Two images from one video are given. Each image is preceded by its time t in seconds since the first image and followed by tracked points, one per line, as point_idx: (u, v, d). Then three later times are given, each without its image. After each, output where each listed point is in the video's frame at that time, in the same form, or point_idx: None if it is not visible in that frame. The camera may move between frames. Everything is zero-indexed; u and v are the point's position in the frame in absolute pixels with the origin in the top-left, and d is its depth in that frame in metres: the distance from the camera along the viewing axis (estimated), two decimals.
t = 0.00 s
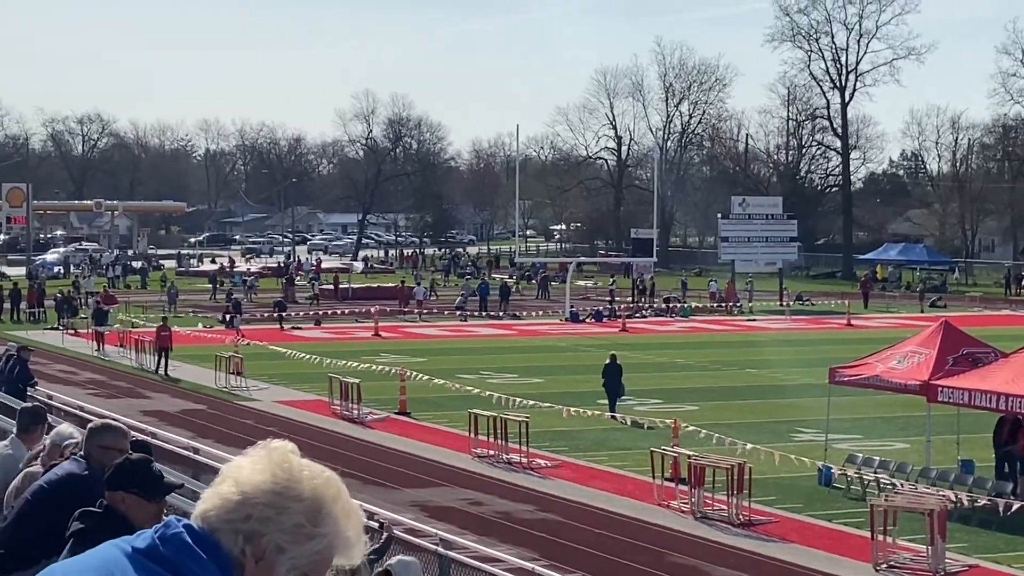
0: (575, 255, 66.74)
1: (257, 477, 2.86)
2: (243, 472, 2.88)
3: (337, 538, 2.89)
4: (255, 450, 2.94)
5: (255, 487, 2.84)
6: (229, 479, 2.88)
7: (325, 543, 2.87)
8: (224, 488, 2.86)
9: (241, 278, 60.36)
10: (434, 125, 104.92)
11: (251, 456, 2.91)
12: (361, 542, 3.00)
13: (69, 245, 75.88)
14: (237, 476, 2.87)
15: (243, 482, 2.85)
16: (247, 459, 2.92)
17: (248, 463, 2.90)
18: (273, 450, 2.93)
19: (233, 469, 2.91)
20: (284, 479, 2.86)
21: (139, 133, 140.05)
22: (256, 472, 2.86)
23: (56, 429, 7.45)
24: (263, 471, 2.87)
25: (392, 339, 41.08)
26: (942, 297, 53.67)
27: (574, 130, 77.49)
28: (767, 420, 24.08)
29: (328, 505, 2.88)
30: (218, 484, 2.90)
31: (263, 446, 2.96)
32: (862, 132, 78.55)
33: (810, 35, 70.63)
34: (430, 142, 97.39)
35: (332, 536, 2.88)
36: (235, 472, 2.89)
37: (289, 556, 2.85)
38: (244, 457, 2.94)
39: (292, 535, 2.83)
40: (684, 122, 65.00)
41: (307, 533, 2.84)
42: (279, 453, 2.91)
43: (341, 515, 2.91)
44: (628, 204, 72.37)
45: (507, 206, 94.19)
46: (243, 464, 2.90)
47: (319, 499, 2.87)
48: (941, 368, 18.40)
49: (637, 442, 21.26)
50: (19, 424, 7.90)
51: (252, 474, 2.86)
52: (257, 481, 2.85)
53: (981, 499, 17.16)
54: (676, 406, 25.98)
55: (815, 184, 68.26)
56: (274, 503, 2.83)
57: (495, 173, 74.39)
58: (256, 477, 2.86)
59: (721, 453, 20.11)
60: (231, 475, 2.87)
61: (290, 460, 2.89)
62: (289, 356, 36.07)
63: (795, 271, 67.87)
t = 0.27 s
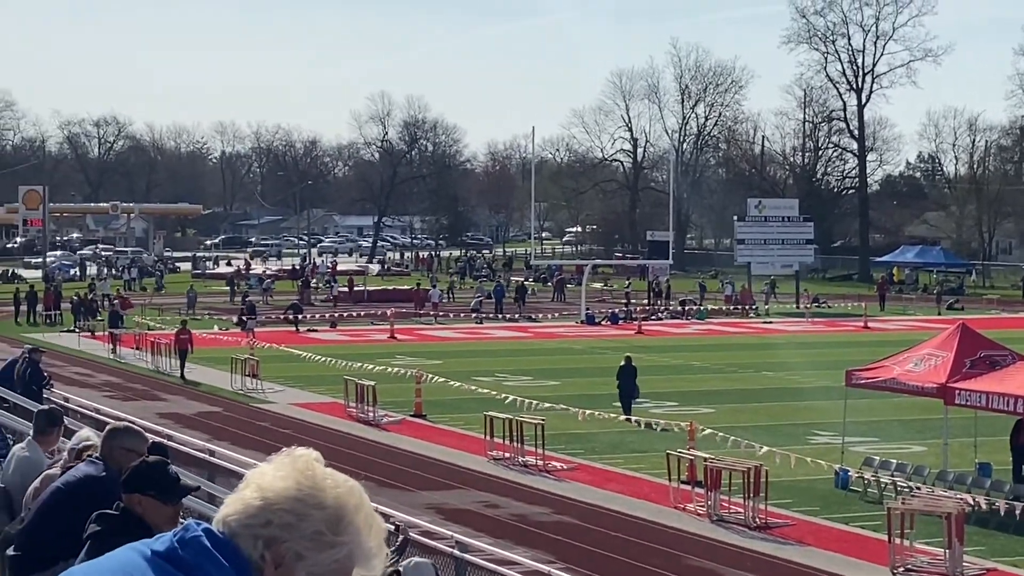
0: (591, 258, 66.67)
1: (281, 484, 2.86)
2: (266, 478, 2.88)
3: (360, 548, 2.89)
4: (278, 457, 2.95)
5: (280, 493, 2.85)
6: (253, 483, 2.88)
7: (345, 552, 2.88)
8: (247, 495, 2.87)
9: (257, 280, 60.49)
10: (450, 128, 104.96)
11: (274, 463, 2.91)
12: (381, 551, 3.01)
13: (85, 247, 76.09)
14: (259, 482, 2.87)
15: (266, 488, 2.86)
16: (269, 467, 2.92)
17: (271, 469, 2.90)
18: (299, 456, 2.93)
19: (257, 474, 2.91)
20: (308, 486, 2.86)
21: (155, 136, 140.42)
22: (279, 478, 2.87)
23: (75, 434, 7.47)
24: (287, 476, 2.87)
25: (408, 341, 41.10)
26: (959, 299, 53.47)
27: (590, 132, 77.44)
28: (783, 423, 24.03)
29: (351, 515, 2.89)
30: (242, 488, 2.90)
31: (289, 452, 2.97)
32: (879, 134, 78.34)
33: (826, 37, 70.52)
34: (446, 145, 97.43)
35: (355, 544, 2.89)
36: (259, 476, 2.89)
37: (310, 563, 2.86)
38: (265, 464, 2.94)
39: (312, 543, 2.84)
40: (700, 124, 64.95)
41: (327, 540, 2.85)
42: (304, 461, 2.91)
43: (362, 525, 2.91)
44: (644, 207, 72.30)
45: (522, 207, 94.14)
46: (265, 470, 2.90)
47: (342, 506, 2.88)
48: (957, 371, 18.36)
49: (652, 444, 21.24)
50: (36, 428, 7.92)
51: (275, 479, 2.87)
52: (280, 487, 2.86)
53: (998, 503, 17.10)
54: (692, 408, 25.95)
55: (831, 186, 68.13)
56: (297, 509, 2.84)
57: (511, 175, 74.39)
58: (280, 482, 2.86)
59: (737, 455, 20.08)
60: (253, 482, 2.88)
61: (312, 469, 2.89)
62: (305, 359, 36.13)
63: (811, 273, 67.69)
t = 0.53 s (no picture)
0: (605, 260, 66.68)
1: (302, 491, 2.81)
2: (287, 487, 2.83)
3: (381, 560, 2.84)
4: (300, 466, 2.90)
5: (301, 501, 2.80)
6: (273, 490, 2.83)
7: (366, 563, 2.81)
8: (267, 502, 2.82)
9: (272, 283, 60.65)
10: (464, 130, 105.06)
11: (295, 471, 2.86)
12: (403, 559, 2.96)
13: (101, 250, 76.39)
14: (279, 491, 2.82)
15: (286, 497, 2.81)
16: (292, 474, 2.87)
17: (292, 477, 2.85)
18: (320, 464, 2.88)
19: (277, 482, 2.86)
20: (329, 495, 2.81)
21: (171, 138, 140.92)
22: (299, 487, 2.82)
23: (92, 436, 7.48)
24: (308, 484, 2.82)
25: (423, 343, 41.15)
26: (976, 302, 53.32)
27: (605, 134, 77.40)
28: (798, 425, 23.98)
29: (372, 524, 2.84)
30: (262, 494, 2.86)
31: (311, 459, 2.92)
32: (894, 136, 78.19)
33: (842, 38, 70.44)
34: (461, 147, 97.51)
35: (375, 554, 2.82)
36: (280, 484, 2.83)
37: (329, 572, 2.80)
38: (288, 472, 2.90)
39: (330, 552, 2.79)
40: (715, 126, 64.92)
41: (346, 550, 2.79)
42: (325, 470, 2.86)
43: (385, 534, 2.86)
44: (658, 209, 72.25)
45: (537, 209, 94.20)
46: (286, 478, 2.84)
47: (363, 517, 2.83)
48: (974, 374, 18.29)
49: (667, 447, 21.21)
50: (52, 430, 7.97)
51: (296, 488, 2.82)
52: (301, 497, 2.81)
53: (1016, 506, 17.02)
54: (707, 411, 25.92)
55: (847, 188, 68.02)
56: (317, 518, 2.79)
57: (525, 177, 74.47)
58: (301, 491, 2.81)
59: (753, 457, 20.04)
60: (275, 489, 2.83)
61: (334, 478, 2.84)
62: (320, 361, 36.20)
63: (826, 275, 67.54)
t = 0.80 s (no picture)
0: (619, 262, 66.62)
1: (322, 497, 2.87)
2: (307, 491, 2.88)
3: (399, 565, 2.89)
4: (322, 471, 2.96)
5: (321, 507, 2.86)
6: (294, 495, 2.89)
7: (382, 568, 2.87)
8: (289, 506, 2.88)
9: (286, 285, 60.79)
10: (478, 133, 105.20)
11: (316, 476, 2.92)
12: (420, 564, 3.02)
13: (116, 252, 76.66)
14: (300, 495, 2.88)
15: (307, 501, 2.87)
16: (313, 479, 2.93)
17: (313, 482, 2.91)
18: (340, 472, 2.94)
19: (298, 486, 2.92)
20: (350, 502, 2.87)
21: (185, 140, 141.26)
22: (320, 492, 2.88)
23: (107, 438, 7.55)
24: (329, 489, 2.88)
25: (437, 346, 41.23)
26: (990, 303, 53.23)
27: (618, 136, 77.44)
28: (812, 428, 24.03)
29: (391, 531, 2.90)
30: (284, 499, 2.92)
31: (331, 466, 2.98)
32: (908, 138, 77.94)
33: (855, 40, 70.33)
34: (474, 149, 97.55)
35: (391, 560, 2.88)
36: (301, 490, 2.90)
37: None
38: (310, 476, 2.96)
39: (350, 559, 2.85)
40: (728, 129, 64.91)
41: (365, 556, 2.85)
42: (346, 475, 2.92)
43: (403, 539, 2.92)
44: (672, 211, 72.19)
45: (550, 212, 94.27)
46: (307, 482, 2.91)
47: (382, 523, 2.88)
48: (987, 375, 18.31)
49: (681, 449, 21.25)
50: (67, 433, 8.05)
51: (316, 492, 2.88)
52: (323, 501, 2.86)
53: None
54: (720, 413, 25.97)
55: (860, 190, 67.98)
56: (336, 524, 2.85)
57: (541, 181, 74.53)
58: (322, 497, 2.87)
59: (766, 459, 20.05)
60: (295, 494, 2.89)
61: (354, 484, 2.90)
62: (334, 363, 36.32)
63: (841, 277, 67.40)
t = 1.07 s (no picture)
0: (630, 263, 66.60)
1: (337, 502, 2.89)
2: (322, 495, 2.91)
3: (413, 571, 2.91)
4: (336, 474, 2.98)
5: (335, 511, 2.88)
6: (308, 499, 2.91)
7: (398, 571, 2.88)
8: (302, 510, 2.90)
9: (297, 286, 60.89)
10: (488, 134, 105.24)
11: (330, 479, 2.93)
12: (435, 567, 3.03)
13: (127, 254, 76.82)
14: (315, 499, 2.90)
15: (322, 506, 2.89)
16: (327, 482, 2.94)
17: (328, 487, 2.92)
18: (355, 475, 2.95)
19: (312, 490, 2.93)
20: (364, 506, 2.88)
21: (196, 142, 141.48)
22: (335, 496, 2.90)
23: (119, 440, 7.59)
24: (344, 492, 2.89)
25: (448, 347, 41.25)
26: (1002, 304, 53.12)
27: (629, 137, 77.37)
28: (823, 429, 24.03)
29: (406, 535, 2.92)
30: (298, 503, 2.93)
31: (345, 469, 2.99)
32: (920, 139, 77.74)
33: (866, 41, 70.23)
34: (486, 151, 97.57)
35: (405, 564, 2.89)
36: (315, 494, 2.91)
37: None
38: (325, 480, 2.98)
39: (363, 565, 2.86)
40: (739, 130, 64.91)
41: (379, 562, 2.87)
42: (361, 480, 2.93)
43: (417, 542, 2.93)
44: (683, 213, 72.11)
45: (561, 213, 94.25)
46: (321, 487, 2.93)
47: (396, 526, 2.90)
48: (1000, 377, 18.27)
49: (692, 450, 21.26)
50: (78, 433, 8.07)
51: (331, 497, 2.89)
52: (338, 506, 2.88)
53: None
54: (731, 414, 25.97)
55: (871, 192, 67.87)
56: (350, 529, 2.86)
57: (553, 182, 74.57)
58: (337, 501, 2.89)
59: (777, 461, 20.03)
60: (309, 497, 2.90)
61: (370, 488, 2.91)
62: (345, 365, 36.37)
63: (852, 278, 67.28)
